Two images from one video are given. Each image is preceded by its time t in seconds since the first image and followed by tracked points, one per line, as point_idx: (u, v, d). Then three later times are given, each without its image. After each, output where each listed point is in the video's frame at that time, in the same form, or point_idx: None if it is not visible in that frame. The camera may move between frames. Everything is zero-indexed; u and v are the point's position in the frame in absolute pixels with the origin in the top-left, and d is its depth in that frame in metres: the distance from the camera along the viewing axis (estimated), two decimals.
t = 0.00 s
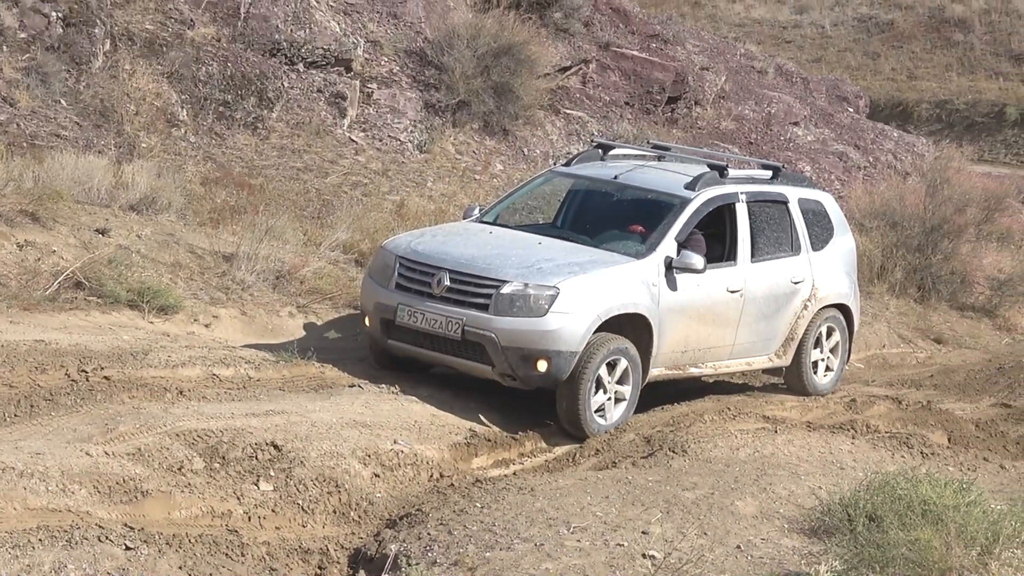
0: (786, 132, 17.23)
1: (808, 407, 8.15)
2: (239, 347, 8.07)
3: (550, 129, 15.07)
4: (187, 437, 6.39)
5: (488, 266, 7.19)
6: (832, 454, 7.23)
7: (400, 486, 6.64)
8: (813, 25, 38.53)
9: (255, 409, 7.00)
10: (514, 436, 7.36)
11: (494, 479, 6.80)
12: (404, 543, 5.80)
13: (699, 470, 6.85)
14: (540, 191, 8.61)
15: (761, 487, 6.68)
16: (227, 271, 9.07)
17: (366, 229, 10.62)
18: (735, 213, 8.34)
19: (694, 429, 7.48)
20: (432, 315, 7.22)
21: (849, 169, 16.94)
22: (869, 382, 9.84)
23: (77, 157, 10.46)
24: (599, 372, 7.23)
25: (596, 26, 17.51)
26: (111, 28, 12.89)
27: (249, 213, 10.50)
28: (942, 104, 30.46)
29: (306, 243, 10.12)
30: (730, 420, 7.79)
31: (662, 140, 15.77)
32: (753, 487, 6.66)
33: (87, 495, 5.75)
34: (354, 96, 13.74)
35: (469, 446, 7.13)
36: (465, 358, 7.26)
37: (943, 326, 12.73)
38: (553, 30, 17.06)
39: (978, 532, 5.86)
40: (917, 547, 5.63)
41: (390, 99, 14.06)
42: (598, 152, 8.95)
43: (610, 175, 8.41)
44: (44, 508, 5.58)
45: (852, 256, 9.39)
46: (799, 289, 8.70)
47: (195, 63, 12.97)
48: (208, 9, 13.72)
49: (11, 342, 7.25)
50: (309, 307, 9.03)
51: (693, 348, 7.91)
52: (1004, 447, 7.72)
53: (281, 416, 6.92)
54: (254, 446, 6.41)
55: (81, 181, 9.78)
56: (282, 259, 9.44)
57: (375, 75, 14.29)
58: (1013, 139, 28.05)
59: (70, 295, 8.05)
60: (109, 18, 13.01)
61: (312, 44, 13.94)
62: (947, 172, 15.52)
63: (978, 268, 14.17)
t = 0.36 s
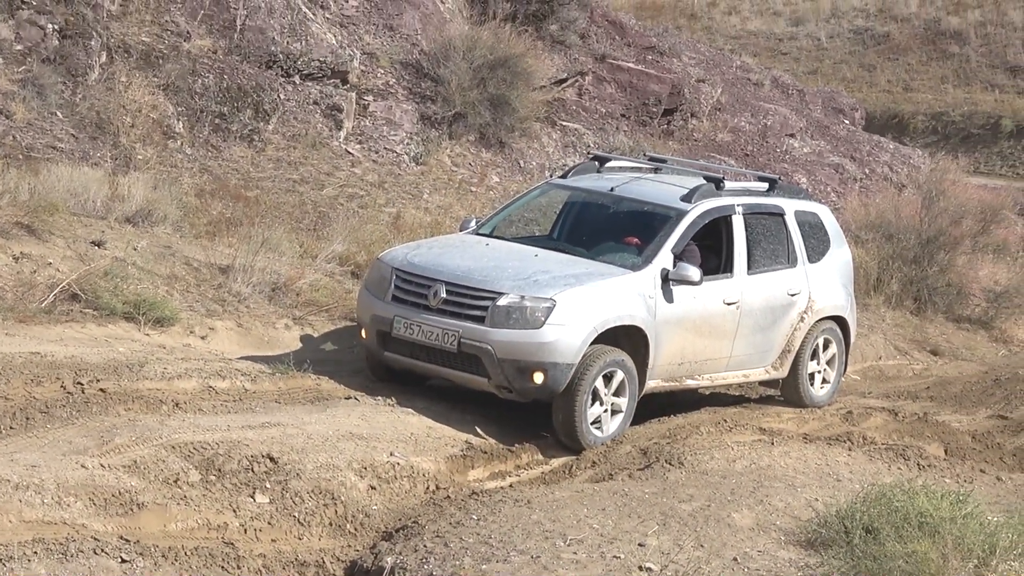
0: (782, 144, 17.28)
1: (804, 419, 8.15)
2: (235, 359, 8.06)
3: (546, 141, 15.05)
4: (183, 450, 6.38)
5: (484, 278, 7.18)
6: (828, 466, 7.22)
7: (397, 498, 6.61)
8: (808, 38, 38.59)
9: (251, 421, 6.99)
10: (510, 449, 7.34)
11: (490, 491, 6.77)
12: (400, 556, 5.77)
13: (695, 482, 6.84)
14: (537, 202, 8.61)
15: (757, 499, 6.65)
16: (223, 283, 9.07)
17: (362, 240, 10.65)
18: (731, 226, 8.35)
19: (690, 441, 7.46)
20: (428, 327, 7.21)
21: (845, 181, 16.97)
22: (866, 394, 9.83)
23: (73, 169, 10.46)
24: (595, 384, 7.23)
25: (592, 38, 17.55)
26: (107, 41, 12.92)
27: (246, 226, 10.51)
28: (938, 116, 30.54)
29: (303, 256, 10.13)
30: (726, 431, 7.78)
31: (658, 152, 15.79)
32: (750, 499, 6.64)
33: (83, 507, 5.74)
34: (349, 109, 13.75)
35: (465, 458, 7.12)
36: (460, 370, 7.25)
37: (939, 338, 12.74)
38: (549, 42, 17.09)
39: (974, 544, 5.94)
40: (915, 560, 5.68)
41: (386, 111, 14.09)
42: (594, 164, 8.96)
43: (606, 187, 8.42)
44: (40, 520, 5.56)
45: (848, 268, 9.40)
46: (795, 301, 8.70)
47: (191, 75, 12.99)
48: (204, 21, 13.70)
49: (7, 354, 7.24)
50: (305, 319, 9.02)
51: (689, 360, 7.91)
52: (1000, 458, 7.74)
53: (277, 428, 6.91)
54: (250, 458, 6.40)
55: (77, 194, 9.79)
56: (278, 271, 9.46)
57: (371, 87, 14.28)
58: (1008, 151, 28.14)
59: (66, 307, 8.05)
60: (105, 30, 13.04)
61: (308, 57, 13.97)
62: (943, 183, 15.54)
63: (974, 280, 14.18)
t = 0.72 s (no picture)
0: (776, 152, 17.28)
1: (797, 427, 8.14)
2: (228, 367, 8.05)
3: (540, 149, 15.03)
4: (175, 458, 6.36)
5: (478, 286, 7.17)
6: (821, 474, 7.21)
7: (389, 507, 6.58)
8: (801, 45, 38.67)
9: (243, 429, 6.98)
10: (503, 458, 7.32)
11: (483, 500, 6.75)
12: (392, 565, 5.74)
13: (688, 491, 6.82)
14: (531, 211, 8.61)
15: (750, 508, 6.64)
16: (216, 292, 9.07)
17: (355, 248, 10.63)
18: (724, 234, 8.35)
19: (683, 450, 7.45)
20: (422, 335, 7.20)
21: (839, 190, 16.99)
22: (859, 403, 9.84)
23: (65, 177, 10.44)
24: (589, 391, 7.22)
25: (585, 46, 17.55)
26: (100, 49, 12.88)
27: (238, 234, 10.51)
28: (932, 124, 30.64)
29: (296, 264, 10.13)
30: (719, 440, 7.77)
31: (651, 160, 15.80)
32: (743, 508, 6.62)
33: (75, 516, 5.72)
34: (343, 117, 13.74)
35: (458, 466, 7.10)
36: (454, 378, 7.24)
37: (932, 346, 12.77)
38: (543, 51, 17.08)
39: (968, 553, 5.93)
40: (909, 570, 5.70)
41: (379, 119, 14.09)
42: (588, 173, 8.95)
43: (600, 195, 8.42)
44: (31, 529, 5.54)
45: (842, 276, 9.40)
46: (789, 309, 8.70)
47: (184, 83, 12.97)
48: (197, 29, 13.67)
49: None
50: (298, 327, 9.02)
51: (683, 368, 7.90)
52: (993, 467, 7.76)
53: (269, 436, 6.90)
54: (243, 466, 6.38)
55: (69, 202, 9.78)
56: (271, 279, 9.46)
57: (365, 95, 14.30)
58: (1001, 159, 28.25)
59: (58, 316, 8.04)
60: (98, 38, 13.02)
61: (301, 64, 13.94)
62: (936, 191, 15.57)
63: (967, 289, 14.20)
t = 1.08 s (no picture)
0: (762, 159, 17.23)
1: (784, 433, 8.14)
2: (216, 374, 8.06)
3: (527, 156, 15.04)
4: (162, 465, 6.35)
5: (468, 291, 7.17)
6: (808, 481, 7.21)
7: (376, 514, 6.55)
8: (789, 52, 38.78)
9: (231, 436, 6.97)
10: (490, 464, 7.31)
11: (470, 507, 6.72)
12: (379, 572, 5.70)
13: (675, 497, 6.81)
14: (521, 218, 8.61)
15: (737, 514, 6.63)
16: (202, 298, 9.07)
17: (342, 255, 10.62)
18: (714, 239, 8.35)
19: (670, 457, 7.44)
20: (412, 340, 7.19)
21: (825, 197, 17.01)
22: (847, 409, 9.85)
23: (52, 184, 10.41)
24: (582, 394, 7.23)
25: (573, 53, 17.57)
26: (87, 55, 12.94)
27: (225, 240, 10.50)
28: (919, 131, 30.78)
29: (283, 271, 10.14)
30: (706, 446, 7.77)
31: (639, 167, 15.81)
32: (730, 514, 6.61)
33: (62, 523, 5.71)
34: (330, 124, 13.70)
35: (445, 473, 7.08)
36: (445, 384, 7.23)
37: (919, 353, 12.79)
38: (530, 58, 17.10)
39: (955, 559, 5.93)
40: None
41: (366, 126, 14.05)
42: (578, 180, 8.96)
43: (589, 201, 8.42)
44: (17, 537, 5.51)
45: (831, 282, 9.41)
46: (779, 315, 8.70)
47: (171, 89, 12.97)
48: (184, 36, 13.72)
49: None
50: (285, 334, 9.04)
51: (673, 373, 7.90)
52: (980, 473, 7.79)
53: (256, 443, 6.89)
54: (229, 473, 6.37)
55: (56, 209, 9.77)
56: (258, 286, 9.45)
57: (352, 102, 14.28)
58: (988, 166, 28.40)
59: (44, 322, 8.03)
60: (85, 45, 13.05)
61: (288, 71, 13.90)
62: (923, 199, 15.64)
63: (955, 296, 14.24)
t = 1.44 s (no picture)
0: (745, 163, 17.26)
1: (769, 436, 8.15)
2: (200, 380, 8.06)
3: (511, 160, 15.03)
4: (145, 472, 6.33)
5: (455, 294, 7.17)
6: (793, 484, 7.20)
7: (361, 520, 6.52)
8: (774, 56, 38.91)
9: (214, 442, 6.95)
10: (474, 469, 7.28)
11: (455, 512, 6.68)
12: None
13: (660, 502, 6.77)
14: (507, 223, 8.60)
15: (722, 518, 6.60)
16: (186, 305, 9.08)
17: (325, 260, 10.63)
18: (699, 242, 8.35)
19: (655, 460, 7.43)
20: (400, 344, 7.19)
21: (809, 200, 17.04)
22: (832, 413, 9.86)
23: (35, 190, 10.39)
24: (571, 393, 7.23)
25: (556, 57, 17.62)
26: (69, 61, 12.90)
27: (208, 246, 10.50)
28: (904, 134, 30.94)
29: (267, 276, 10.14)
30: (691, 450, 7.77)
31: (623, 171, 15.81)
32: (715, 518, 6.58)
33: (45, 531, 5.66)
34: (313, 129, 13.73)
35: (430, 478, 7.06)
36: (432, 387, 7.22)
37: (903, 355, 12.83)
38: (513, 62, 17.11)
39: (940, 561, 5.92)
40: None
41: (349, 131, 14.07)
42: (563, 184, 8.96)
43: (575, 205, 8.42)
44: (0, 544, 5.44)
45: (817, 284, 9.42)
46: (765, 317, 8.70)
47: (154, 95, 12.96)
48: (167, 42, 13.67)
49: None
50: (269, 339, 9.05)
51: (661, 375, 7.90)
52: (964, 475, 7.81)
53: (240, 449, 6.87)
54: (214, 480, 6.33)
55: (38, 215, 9.76)
56: (241, 292, 9.46)
57: (335, 107, 14.28)
58: (971, 169, 28.57)
59: (27, 329, 8.01)
60: (67, 51, 13.04)
61: (271, 77, 13.88)
62: (906, 203, 15.70)
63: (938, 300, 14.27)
